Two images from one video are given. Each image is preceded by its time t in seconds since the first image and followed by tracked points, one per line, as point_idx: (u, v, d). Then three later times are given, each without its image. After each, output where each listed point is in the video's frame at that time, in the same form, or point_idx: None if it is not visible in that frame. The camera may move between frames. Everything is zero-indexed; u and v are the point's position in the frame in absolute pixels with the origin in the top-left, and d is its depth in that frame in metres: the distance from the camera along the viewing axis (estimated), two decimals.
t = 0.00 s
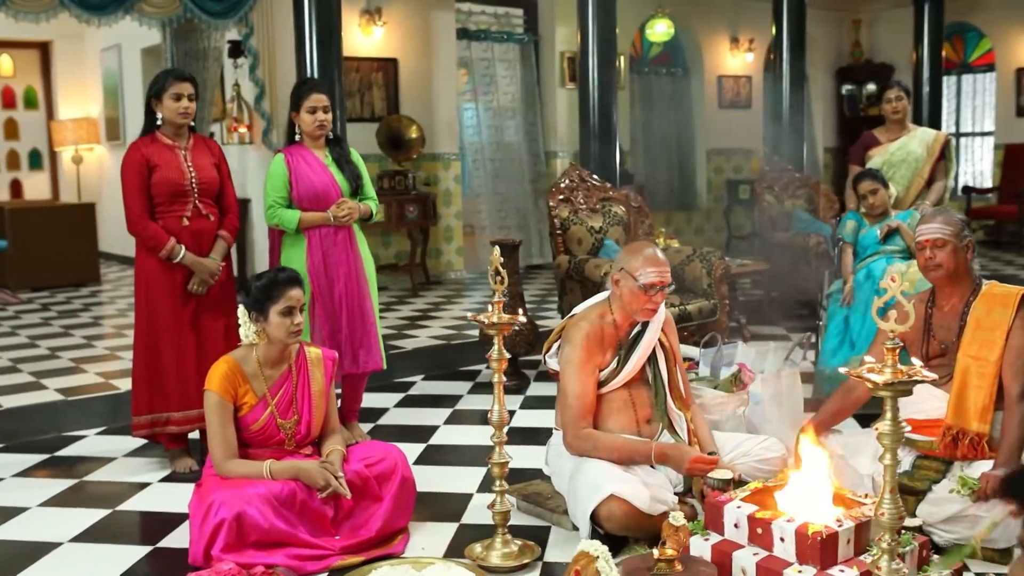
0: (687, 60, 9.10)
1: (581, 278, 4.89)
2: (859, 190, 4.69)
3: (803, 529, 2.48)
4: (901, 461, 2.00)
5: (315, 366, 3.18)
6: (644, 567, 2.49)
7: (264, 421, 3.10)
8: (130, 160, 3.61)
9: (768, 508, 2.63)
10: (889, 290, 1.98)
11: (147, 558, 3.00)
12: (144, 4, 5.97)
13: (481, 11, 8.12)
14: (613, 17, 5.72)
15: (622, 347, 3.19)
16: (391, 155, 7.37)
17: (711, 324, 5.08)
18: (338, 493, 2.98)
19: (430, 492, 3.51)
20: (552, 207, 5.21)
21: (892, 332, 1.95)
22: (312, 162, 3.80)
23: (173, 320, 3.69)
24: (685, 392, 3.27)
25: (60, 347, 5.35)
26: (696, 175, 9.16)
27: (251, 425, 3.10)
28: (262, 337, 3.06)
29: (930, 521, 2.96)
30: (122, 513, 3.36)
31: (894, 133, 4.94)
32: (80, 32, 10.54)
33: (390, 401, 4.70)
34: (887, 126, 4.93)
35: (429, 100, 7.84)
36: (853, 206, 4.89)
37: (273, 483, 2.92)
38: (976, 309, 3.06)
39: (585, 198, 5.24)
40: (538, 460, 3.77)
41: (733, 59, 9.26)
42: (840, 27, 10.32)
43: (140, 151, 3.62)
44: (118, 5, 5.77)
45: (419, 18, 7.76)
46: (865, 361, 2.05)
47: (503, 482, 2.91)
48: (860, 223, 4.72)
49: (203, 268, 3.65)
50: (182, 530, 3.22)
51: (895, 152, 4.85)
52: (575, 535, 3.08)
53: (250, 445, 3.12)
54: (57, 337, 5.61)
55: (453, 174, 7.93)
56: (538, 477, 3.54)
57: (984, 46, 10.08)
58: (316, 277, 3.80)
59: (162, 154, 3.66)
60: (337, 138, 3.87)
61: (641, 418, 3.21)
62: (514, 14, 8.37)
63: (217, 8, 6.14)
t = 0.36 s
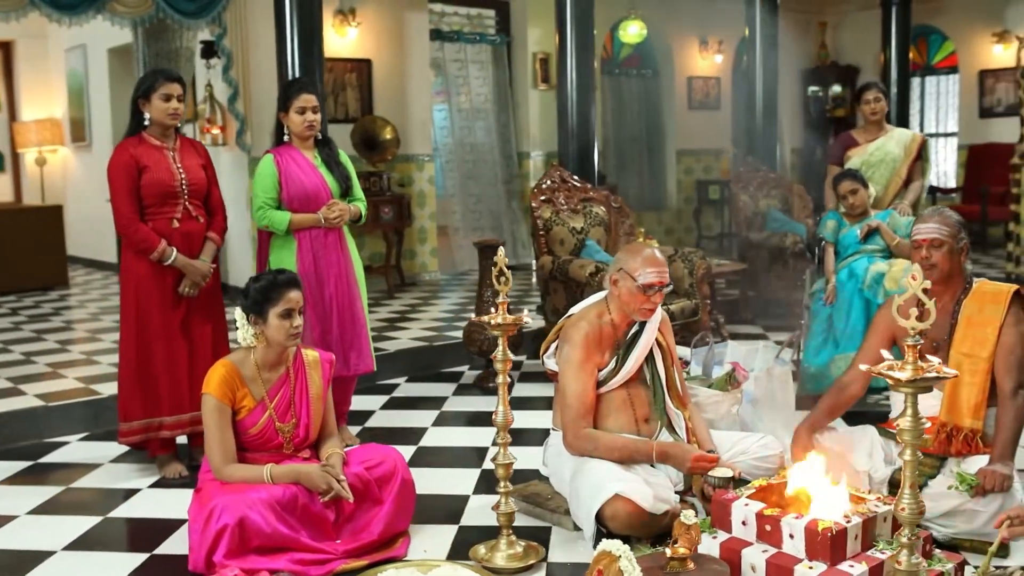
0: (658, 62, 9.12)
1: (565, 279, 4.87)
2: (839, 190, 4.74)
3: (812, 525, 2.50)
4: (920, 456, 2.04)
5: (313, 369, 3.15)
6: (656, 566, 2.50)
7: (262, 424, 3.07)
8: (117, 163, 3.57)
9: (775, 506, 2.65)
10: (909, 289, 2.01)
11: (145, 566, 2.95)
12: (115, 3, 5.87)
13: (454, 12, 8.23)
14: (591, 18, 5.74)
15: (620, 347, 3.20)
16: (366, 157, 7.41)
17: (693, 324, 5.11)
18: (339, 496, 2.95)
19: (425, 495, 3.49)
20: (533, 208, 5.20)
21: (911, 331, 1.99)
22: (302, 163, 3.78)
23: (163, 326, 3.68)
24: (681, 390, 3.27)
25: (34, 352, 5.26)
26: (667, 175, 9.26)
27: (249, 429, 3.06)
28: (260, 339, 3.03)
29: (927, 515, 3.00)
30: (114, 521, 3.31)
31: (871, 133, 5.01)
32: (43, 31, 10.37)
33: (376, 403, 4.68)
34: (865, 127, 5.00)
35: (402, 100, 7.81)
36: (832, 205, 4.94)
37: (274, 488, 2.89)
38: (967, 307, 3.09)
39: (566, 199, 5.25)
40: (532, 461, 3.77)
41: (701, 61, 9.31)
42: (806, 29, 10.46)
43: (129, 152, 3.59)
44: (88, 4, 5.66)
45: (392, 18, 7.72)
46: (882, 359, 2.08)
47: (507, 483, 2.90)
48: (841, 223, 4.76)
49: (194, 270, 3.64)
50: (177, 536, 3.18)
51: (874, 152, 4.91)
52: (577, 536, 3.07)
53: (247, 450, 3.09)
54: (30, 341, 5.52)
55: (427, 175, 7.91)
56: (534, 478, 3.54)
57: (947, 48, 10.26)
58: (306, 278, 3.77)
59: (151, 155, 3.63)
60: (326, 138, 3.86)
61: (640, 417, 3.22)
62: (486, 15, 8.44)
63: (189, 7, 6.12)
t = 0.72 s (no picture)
0: (624, 63, 9.31)
1: (546, 279, 4.86)
2: (817, 190, 4.80)
3: (817, 522, 2.53)
4: (936, 453, 2.06)
5: (307, 371, 3.12)
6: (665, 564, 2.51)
7: (257, 427, 3.03)
8: (100, 162, 3.49)
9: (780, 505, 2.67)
10: (925, 287, 2.05)
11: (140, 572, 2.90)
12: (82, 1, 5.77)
13: (423, 12, 8.25)
14: (566, 19, 5.75)
15: (614, 347, 3.16)
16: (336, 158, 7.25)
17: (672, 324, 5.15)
18: (338, 499, 2.93)
19: (418, 497, 3.47)
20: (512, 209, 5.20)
21: (928, 328, 2.03)
22: (288, 163, 3.74)
23: (146, 327, 3.58)
24: (675, 389, 3.24)
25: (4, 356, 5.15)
26: (633, 175, 9.42)
27: (244, 432, 3.03)
28: (256, 342, 3.00)
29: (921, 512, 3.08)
30: (102, 527, 3.25)
31: (846, 135, 5.08)
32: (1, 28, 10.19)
33: (357, 405, 4.65)
34: (841, 128, 5.07)
35: (373, 100, 7.79)
36: (809, 206, 5.01)
37: (273, 491, 2.86)
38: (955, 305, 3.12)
39: (544, 200, 5.25)
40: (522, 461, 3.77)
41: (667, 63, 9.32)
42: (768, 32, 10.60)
43: (111, 152, 3.51)
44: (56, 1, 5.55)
45: (363, 18, 7.69)
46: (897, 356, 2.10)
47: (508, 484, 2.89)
48: (817, 223, 4.85)
49: (178, 272, 3.55)
50: (171, 540, 3.13)
51: (850, 154, 4.98)
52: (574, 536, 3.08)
53: (242, 453, 3.05)
54: None
55: (398, 176, 7.90)
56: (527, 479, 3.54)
57: (907, 50, 10.46)
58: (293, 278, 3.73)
59: (134, 155, 3.55)
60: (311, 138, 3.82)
61: (635, 416, 3.20)
62: (455, 15, 8.46)
63: (159, 5, 6.09)
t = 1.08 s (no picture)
0: (597, 61, 9.35)
1: (533, 276, 4.85)
2: (801, 186, 4.83)
3: (830, 516, 2.54)
4: (957, 445, 2.07)
5: (308, 369, 3.09)
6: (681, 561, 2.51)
7: (259, 427, 2.99)
8: (90, 159, 3.41)
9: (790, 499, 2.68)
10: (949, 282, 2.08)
11: None
12: None
13: (398, 9, 8.23)
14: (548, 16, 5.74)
15: (616, 342, 3.16)
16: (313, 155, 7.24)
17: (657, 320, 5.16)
18: (344, 500, 2.90)
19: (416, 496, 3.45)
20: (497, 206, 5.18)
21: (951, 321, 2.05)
22: (281, 160, 3.72)
23: (137, 327, 3.49)
24: (677, 384, 3.24)
25: None
26: (608, 173, 9.45)
27: (246, 433, 2.99)
28: (257, 341, 2.95)
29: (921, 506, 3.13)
30: (97, 531, 3.19)
31: (829, 132, 5.12)
32: None
33: (345, 404, 4.61)
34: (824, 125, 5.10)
35: (349, 97, 7.75)
36: (793, 202, 5.04)
37: (278, 493, 2.83)
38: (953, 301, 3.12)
39: (529, 197, 5.24)
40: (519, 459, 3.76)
41: (641, 59, 9.50)
42: (738, 30, 10.71)
43: (101, 149, 3.43)
44: None
45: (339, 14, 7.64)
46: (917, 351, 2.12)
47: (516, 482, 2.87)
48: (802, 219, 4.89)
49: (170, 270, 3.48)
50: (170, 544, 3.08)
51: (832, 150, 5.00)
52: (579, 533, 3.08)
53: (244, 454, 3.01)
54: None
55: (374, 173, 7.86)
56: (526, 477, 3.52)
57: (876, 48, 10.60)
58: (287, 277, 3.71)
59: (124, 152, 3.48)
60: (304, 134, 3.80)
61: (637, 413, 3.20)
62: (430, 12, 8.45)
63: None
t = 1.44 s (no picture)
0: (585, 61, 9.39)
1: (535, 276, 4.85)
2: (801, 185, 4.86)
3: (858, 513, 2.55)
4: (996, 443, 2.09)
5: (324, 371, 3.06)
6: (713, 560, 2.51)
7: (277, 430, 2.96)
8: (98, 158, 3.38)
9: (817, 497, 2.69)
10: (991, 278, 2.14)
11: None
12: None
13: (387, 8, 8.18)
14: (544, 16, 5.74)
15: (634, 343, 3.14)
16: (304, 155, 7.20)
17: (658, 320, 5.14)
18: (365, 502, 2.88)
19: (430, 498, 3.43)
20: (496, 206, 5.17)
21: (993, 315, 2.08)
22: (291, 160, 3.73)
23: (148, 328, 3.49)
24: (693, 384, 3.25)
25: None
26: (595, 172, 9.50)
27: (264, 436, 2.96)
28: (275, 343, 2.92)
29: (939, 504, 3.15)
30: (108, 537, 3.15)
31: (825, 131, 5.12)
32: None
33: (347, 406, 4.58)
34: (820, 124, 5.11)
35: (339, 97, 7.73)
36: (791, 202, 5.06)
37: (299, 496, 2.80)
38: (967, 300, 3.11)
39: (527, 197, 5.23)
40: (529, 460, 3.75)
41: (628, 59, 9.50)
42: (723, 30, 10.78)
43: (110, 149, 3.40)
44: None
45: (330, 13, 7.60)
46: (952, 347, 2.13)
47: (538, 484, 2.86)
48: (802, 217, 4.89)
49: (181, 271, 3.48)
50: (186, 549, 3.05)
51: (829, 149, 5.02)
52: (598, 533, 3.08)
53: (262, 457, 2.98)
54: None
55: (364, 173, 7.83)
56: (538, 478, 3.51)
57: (860, 48, 10.68)
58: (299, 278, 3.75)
59: (133, 152, 3.45)
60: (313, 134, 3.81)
61: (655, 413, 3.20)
62: (419, 12, 8.46)
63: None
